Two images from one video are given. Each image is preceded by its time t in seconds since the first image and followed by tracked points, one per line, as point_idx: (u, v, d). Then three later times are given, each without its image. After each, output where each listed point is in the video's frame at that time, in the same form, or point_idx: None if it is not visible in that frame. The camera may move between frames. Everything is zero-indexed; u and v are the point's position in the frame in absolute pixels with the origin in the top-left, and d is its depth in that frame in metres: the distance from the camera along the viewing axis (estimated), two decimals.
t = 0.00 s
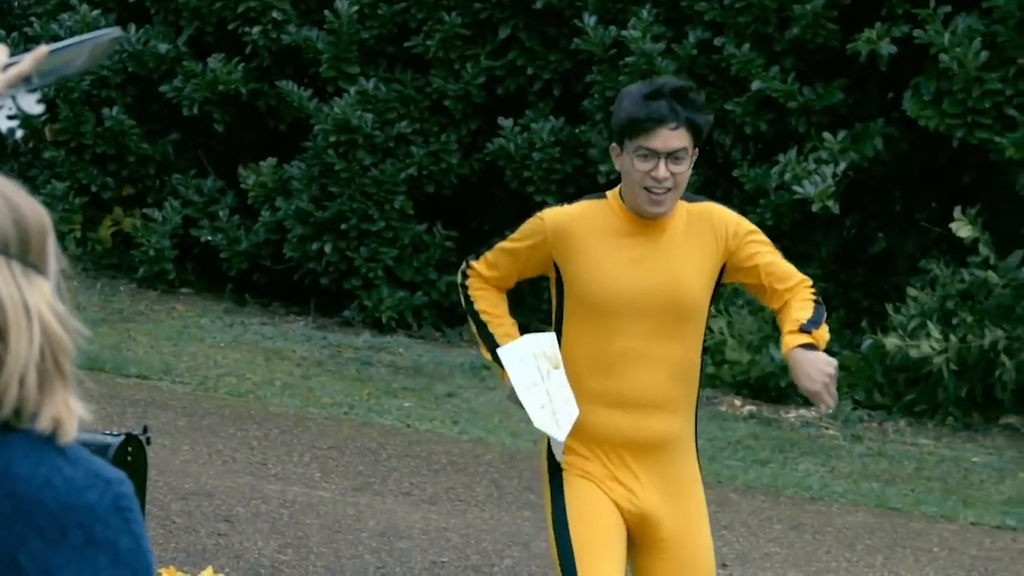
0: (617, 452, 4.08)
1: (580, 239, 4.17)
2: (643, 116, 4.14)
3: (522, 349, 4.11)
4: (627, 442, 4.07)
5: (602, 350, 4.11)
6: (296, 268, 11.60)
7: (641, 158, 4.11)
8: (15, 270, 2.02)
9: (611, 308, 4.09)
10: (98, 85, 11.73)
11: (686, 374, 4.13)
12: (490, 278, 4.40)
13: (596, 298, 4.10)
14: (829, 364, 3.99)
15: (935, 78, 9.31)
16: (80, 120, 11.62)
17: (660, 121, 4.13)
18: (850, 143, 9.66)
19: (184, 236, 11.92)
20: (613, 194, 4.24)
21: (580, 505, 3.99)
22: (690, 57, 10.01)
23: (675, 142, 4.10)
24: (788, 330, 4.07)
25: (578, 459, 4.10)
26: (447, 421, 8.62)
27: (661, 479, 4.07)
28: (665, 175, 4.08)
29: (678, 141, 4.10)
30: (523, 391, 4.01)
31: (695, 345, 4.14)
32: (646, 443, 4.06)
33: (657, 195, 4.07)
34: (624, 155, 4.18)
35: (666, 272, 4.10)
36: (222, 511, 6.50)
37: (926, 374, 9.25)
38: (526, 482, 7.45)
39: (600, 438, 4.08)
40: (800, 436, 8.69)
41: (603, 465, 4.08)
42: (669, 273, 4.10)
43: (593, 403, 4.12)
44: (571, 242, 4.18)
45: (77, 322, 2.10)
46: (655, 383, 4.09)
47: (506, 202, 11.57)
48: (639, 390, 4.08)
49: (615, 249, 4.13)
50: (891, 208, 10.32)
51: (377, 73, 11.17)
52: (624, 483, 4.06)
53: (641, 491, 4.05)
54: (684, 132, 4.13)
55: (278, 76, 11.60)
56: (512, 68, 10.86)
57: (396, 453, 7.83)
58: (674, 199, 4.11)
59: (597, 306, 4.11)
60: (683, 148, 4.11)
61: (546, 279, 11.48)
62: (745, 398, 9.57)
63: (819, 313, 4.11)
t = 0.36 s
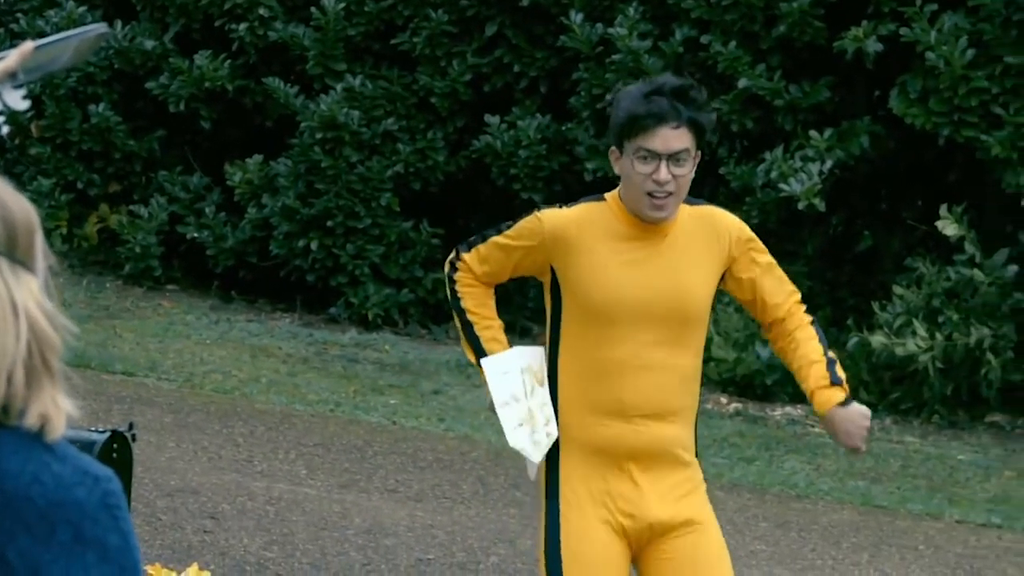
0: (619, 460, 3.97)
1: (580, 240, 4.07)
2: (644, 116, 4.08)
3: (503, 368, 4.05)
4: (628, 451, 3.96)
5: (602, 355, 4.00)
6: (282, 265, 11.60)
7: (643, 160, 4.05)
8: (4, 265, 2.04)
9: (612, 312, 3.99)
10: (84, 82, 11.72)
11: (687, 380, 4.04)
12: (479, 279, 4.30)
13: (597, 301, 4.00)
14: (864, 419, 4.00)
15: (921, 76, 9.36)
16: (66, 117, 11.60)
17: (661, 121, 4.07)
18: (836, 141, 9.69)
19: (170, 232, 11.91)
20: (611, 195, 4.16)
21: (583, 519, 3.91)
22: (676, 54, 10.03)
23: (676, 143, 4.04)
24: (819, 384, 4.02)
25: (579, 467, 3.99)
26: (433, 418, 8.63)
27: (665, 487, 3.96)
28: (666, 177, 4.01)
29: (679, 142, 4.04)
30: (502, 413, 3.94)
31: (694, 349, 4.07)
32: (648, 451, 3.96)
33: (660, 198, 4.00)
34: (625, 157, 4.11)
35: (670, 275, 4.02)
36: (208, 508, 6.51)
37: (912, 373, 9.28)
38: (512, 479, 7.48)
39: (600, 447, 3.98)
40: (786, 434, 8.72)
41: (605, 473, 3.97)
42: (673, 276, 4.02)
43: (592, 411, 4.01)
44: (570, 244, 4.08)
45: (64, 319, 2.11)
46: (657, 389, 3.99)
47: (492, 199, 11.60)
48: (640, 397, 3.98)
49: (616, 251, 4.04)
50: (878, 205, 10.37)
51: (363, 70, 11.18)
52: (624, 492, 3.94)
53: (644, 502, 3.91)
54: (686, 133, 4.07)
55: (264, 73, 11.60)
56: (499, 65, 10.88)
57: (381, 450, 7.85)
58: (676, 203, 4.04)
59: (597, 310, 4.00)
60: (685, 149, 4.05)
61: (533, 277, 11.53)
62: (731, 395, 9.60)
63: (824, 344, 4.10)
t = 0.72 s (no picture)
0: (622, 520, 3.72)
1: (582, 285, 3.79)
2: (642, 148, 3.87)
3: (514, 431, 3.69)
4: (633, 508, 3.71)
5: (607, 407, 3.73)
6: (265, 262, 11.59)
7: (642, 193, 3.83)
8: None
9: (620, 361, 3.73)
10: (67, 79, 11.69)
11: (691, 434, 3.81)
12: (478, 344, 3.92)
13: (601, 352, 3.73)
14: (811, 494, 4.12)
15: (904, 74, 9.37)
16: (50, 114, 11.58)
17: (660, 152, 3.86)
18: (819, 140, 9.72)
19: (153, 230, 11.89)
20: (608, 235, 3.92)
21: None
22: (660, 53, 10.06)
23: (676, 174, 3.84)
24: (785, 465, 4.05)
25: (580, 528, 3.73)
26: (416, 416, 8.64)
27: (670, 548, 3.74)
28: (666, 210, 3.80)
29: (679, 173, 3.84)
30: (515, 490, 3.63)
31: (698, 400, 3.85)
32: (653, 509, 3.72)
33: (659, 234, 3.78)
34: (623, 191, 3.89)
35: (676, 322, 3.79)
36: (190, 505, 6.51)
37: (895, 371, 9.32)
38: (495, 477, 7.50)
39: (603, 504, 3.72)
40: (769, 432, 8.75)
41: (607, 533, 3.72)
42: (679, 323, 3.79)
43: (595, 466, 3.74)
44: (570, 292, 3.80)
45: (48, 317, 2.23)
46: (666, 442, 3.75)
47: (476, 197, 11.63)
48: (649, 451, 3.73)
49: (621, 297, 3.78)
50: (860, 203, 10.41)
51: (347, 68, 11.18)
52: (628, 554, 3.70)
53: (647, 566, 3.69)
54: (685, 164, 3.87)
55: (247, 70, 11.59)
56: (482, 63, 10.89)
57: (365, 447, 7.86)
58: (676, 241, 3.82)
59: (603, 358, 3.73)
60: (684, 181, 3.85)
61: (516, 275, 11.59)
62: (714, 393, 9.63)
63: (782, 408, 4.15)
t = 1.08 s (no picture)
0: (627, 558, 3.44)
1: (592, 313, 3.46)
2: (645, 165, 3.57)
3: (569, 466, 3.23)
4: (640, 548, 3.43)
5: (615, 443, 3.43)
6: (247, 259, 11.60)
7: (646, 213, 3.54)
8: None
9: (630, 393, 3.41)
10: (48, 75, 11.68)
11: (705, 469, 3.51)
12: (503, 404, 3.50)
13: (611, 381, 3.41)
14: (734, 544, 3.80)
15: (885, 71, 9.43)
16: (31, 110, 11.57)
17: (663, 168, 3.56)
18: (801, 136, 9.78)
19: (135, 226, 11.88)
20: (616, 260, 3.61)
21: None
22: (641, 49, 10.09)
23: (681, 193, 3.54)
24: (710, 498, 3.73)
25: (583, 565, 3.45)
26: (398, 413, 8.66)
27: None
28: (672, 231, 3.50)
29: (685, 191, 3.54)
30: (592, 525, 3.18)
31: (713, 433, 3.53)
32: (658, 549, 3.44)
33: (664, 254, 3.48)
34: (628, 212, 3.60)
35: (690, 349, 3.47)
36: (172, 502, 6.52)
37: (876, 367, 9.36)
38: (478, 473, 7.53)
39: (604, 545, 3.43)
40: (750, 428, 8.80)
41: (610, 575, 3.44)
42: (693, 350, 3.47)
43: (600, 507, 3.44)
44: (582, 321, 3.46)
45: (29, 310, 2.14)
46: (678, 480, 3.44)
47: (458, 194, 11.64)
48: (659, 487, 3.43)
49: (633, 325, 3.45)
50: (842, 199, 10.43)
51: (329, 64, 11.19)
52: None
53: None
54: (692, 181, 3.56)
55: (229, 66, 11.60)
56: (464, 59, 10.90)
57: (347, 444, 7.87)
58: (687, 264, 3.51)
59: (612, 392, 3.42)
60: (691, 199, 3.54)
61: (498, 272, 11.60)
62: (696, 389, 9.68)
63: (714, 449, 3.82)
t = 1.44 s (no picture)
0: None
1: (615, 322, 3.24)
2: (652, 170, 3.39)
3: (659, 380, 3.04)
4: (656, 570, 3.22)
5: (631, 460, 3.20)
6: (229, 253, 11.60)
7: (652, 220, 3.36)
8: None
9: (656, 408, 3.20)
10: (30, 70, 11.67)
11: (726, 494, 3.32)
12: (534, 404, 3.15)
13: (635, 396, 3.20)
14: None
15: (867, 65, 9.47)
16: (12, 105, 11.57)
17: (670, 172, 3.38)
18: (783, 130, 9.81)
19: (117, 221, 11.88)
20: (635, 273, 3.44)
21: None
22: (624, 43, 10.12)
23: (688, 197, 3.35)
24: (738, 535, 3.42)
25: None
26: (380, 407, 8.68)
27: None
28: (677, 238, 3.32)
29: (691, 195, 3.35)
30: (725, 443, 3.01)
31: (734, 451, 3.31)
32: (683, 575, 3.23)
33: (669, 261, 3.31)
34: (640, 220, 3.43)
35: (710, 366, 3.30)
36: (154, 496, 6.54)
37: (858, 361, 9.41)
38: (461, 467, 7.56)
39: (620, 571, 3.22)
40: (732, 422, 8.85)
41: None
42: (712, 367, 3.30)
43: (614, 528, 3.23)
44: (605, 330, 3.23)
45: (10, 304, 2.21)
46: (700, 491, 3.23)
47: (440, 188, 11.65)
48: (675, 504, 3.22)
49: (650, 337, 3.24)
50: (823, 193, 10.50)
51: (311, 59, 11.20)
52: None
53: None
54: (700, 184, 3.37)
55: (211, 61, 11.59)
56: (446, 54, 10.92)
57: (329, 438, 7.89)
58: (697, 273, 3.32)
59: (624, 407, 3.21)
60: (699, 203, 3.35)
61: (480, 266, 11.62)
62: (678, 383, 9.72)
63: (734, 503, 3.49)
